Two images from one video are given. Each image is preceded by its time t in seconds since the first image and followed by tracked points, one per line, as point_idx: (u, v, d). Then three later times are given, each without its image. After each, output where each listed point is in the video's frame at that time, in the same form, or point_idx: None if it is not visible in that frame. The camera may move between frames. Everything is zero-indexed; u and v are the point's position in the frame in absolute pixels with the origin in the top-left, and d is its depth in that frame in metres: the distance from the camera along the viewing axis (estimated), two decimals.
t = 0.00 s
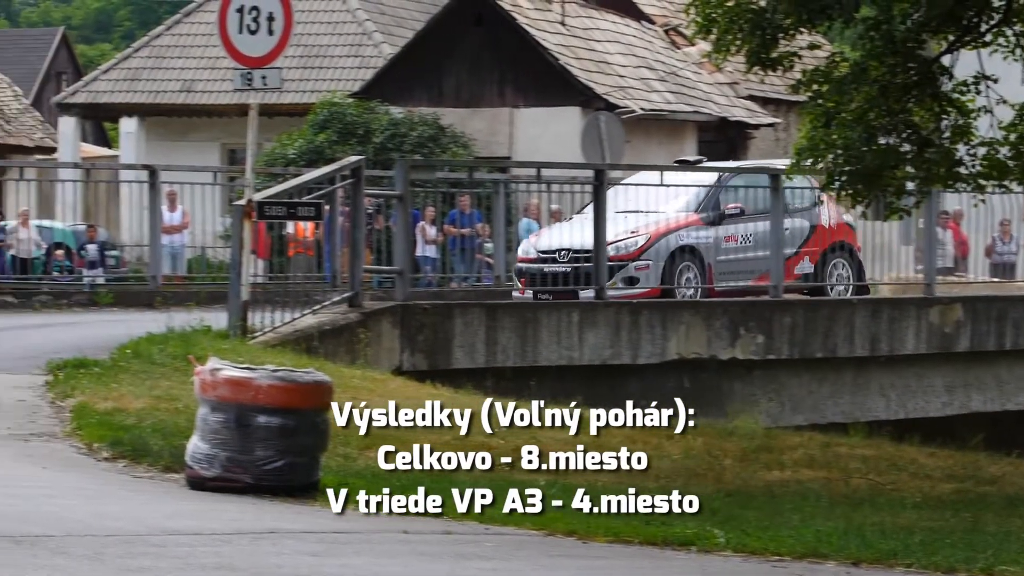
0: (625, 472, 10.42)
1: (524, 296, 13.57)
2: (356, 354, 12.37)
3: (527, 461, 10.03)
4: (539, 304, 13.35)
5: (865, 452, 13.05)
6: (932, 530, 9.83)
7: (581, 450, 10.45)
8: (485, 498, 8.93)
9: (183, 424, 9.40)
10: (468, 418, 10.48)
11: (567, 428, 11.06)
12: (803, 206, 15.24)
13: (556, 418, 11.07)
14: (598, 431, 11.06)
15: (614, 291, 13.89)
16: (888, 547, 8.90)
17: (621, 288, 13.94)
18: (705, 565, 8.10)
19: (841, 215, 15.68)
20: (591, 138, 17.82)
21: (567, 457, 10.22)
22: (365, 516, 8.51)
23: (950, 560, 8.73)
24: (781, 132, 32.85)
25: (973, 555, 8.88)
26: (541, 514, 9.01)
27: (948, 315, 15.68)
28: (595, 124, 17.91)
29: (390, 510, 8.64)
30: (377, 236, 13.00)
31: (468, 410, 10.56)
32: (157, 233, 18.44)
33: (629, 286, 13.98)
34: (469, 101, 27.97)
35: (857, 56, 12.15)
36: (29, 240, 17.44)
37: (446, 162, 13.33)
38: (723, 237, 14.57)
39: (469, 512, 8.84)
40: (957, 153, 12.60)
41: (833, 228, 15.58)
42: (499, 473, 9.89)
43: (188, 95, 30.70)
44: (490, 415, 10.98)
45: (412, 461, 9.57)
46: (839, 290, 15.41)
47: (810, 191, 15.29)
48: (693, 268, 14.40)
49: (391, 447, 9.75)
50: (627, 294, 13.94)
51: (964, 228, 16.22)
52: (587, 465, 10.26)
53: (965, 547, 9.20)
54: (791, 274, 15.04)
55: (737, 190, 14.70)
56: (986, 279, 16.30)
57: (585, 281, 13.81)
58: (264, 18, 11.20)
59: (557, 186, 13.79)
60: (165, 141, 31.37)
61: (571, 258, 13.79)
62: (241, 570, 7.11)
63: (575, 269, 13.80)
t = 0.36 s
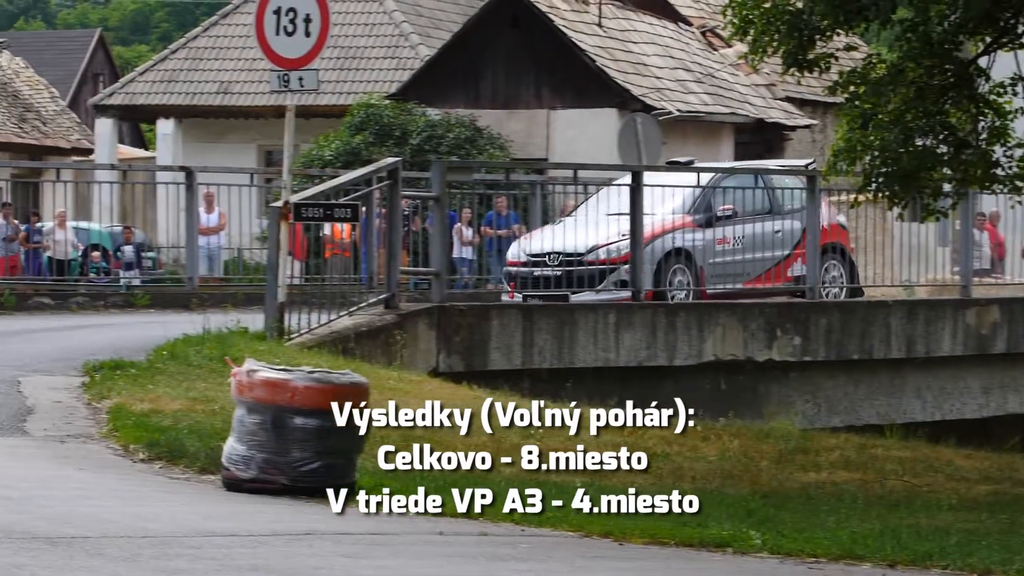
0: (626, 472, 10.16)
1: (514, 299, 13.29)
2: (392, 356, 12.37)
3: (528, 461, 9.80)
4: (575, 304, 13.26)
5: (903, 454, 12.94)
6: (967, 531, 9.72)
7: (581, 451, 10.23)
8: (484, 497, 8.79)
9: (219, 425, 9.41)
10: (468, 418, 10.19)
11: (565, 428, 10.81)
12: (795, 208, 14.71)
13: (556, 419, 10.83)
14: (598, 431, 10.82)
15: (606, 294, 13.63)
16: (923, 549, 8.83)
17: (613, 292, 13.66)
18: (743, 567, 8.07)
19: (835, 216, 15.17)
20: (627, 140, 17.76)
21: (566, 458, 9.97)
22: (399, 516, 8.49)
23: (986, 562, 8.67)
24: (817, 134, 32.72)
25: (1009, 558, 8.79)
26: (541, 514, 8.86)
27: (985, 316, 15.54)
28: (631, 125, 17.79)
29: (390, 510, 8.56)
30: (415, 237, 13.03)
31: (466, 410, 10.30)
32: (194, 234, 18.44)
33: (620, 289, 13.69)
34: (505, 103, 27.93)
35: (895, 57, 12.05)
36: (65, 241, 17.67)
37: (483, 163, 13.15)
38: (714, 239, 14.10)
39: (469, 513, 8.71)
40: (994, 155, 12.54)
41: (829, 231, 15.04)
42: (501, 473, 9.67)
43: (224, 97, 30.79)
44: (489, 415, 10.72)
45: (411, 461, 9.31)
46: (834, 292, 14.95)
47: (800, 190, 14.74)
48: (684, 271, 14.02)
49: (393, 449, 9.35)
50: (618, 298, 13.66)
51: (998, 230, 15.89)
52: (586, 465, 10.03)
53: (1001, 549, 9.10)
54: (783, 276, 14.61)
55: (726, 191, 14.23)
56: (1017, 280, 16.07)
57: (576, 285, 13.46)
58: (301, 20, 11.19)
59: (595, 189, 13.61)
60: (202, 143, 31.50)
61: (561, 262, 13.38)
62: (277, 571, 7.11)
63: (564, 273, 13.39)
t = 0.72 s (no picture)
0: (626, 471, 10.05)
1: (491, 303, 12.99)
2: (416, 357, 12.42)
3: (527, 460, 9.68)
4: (599, 306, 13.21)
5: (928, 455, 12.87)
6: (990, 533, 9.63)
7: (581, 450, 10.09)
8: (485, 497, 8.72)
9: (243, 427, 9.40)
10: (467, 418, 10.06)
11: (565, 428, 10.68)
12: (777, 210, 14.43)
13: (556, 418, 10.70)
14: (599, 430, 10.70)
15: (585, 297, 13.26)
16: (948, 551, 8.77)
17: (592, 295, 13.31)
18: (768, 569, 8.04)
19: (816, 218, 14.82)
20: (651, 140, 17.73)
21: (566, 457, 9.83)
22: (423, 517, 8.48)
23: (1011, 564, 8.59)
24: (841, 136, 32.63)
25: None
26: (541, 514, 8.79)
27: (1009, 317, 15.46)
28: (656, 126, 17.79)
29: (390, 510, 8.50)
30: (438, 239, 13.00)
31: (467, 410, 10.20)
32: (218, 236, 18.37)
33: (599, 293, 13.35)
34: (529, 105, 27.87)
35: (920, 59, 11.96)
36: (89, 242, 17.64)
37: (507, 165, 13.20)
38: (695, 241, 13.90)
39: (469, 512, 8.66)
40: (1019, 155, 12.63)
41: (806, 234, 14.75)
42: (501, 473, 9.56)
43: (249, 98, 30.82)
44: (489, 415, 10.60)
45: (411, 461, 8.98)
46: (813, 294, 14.71)
47: (782, 192, 14.47)
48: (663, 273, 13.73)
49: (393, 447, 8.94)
50: (598, 300, 13.33)
51: None
52: (587, 465, 9.89)
53: None
54: (762, 279, 14.38)
55: (709, 192, 13.91)
56: None
57: (555, 288, 13.18)
58: (325, 21, 11.18)
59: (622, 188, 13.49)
60: (226, 144, 31.59)
61: (539, 265, 13.15)
62: (302, 573, 7.11)
63: (543, 276, 13.16)
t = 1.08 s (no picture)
0: (627, 471, 9.90)
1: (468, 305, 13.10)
2: (439, 358, 12.42)
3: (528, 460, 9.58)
4: (622, 307, 13.15)
5: (950, 455, 12.81)
6: (1012, 534, 9.58)
7: (581, 450, 9.97)
8: (485, 497, 8.68)
9: (265, 428, 9.39)
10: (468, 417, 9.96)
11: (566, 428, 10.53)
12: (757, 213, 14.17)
13: (556, 418, 10.56)
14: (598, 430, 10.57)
15: (562, 299, 13.13)
16: (970, 552, 8.73)
17: (570, 296, 13.17)
18: (789, 569, 8.03)
19: (797, 220, 14.55)
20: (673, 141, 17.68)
21: (566, 457, 9.73)
22: (447, 518, 8.49)
23: None
24: (864, 137, 32.55)
25: None
26: (542, 514, 8.74)
27: None
28: (678, 125, 17.84)
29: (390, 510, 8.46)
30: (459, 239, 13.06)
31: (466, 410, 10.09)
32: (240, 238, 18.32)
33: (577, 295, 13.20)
34: (551, 106, 27.84)
35: (941, 60, 11.86)
36: (112, 243, 17.57)
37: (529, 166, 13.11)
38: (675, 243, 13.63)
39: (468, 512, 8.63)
40: None
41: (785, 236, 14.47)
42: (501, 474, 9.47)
43: (270, 99, 30.85)
44: (489, 414, 10.48)
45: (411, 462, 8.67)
46: (792, 297, 14.43)
47: (762, 193, 14.23)
48: (642, 274, 13.55)
49: (391, 448, 8.66)
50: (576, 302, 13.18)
51: None
52: (586, 465, 9.77)
53: None
54: (743, 281, 14.10)
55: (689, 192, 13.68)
56: None
57: (531, 290, 13.11)
58: (347, 22, 11.18)
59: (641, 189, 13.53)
60: (248, 146, 31.64)
61: (516, 267, 13.05)
62: (323, 574, 7.11)
63: (519, 278, 13.05)
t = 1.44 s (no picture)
0: (628, 472, 9.77)
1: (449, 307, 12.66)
2: (465, 359, 12.35)
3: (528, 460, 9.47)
4: (648, 307, 13.16)
5: (974, 455, 12.75)
6: None
7: (582, 450, 9.82)
8: (485, 497, 8.65)
9: (290, 428, 9.40)
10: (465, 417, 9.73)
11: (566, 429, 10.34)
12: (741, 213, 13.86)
13: (556, 418, 10.36)
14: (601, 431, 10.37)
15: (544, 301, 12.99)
16: (997, 552, 8.70)
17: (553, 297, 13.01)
18: (815, 569, 8.02)
19: (782, 220, 14.16)
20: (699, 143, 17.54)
21: (565, 457, 9.61)
22: (474, 518, 8.49)
23: None
24: (890, 138, 32.45)
25: None
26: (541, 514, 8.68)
27: None
28: (704, 126, 18.14)
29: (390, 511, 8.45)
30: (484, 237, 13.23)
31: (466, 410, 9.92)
32: (266, 237, 18.38)
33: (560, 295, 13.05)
34: (577, 107, 27.81)
35: (966, 60, 11.76)
36: (137, 243, 17.59)
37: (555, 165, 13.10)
38: (656, 243, 13.35)
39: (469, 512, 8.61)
40: None
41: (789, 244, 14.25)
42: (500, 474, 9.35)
43: (296, 100, 30.90)
44: (489, 414, 10.28)
45: (412, 461, 8.60)
46: (776, 298, 14.18)
47: (745, 192, 13.88)
48: (625, 274, 13.26)
49: (391, 447, 8.57)
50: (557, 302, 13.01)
51: None
52: (587, 466, 9.61)
53: None
54: (727, 283, 13.79)
55: (671, 192, 13.43)
56: None
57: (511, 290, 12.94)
58: (373, 22, 11.19)
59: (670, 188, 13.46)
60: (274, 147, 31.66)
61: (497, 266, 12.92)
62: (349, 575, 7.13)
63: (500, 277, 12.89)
